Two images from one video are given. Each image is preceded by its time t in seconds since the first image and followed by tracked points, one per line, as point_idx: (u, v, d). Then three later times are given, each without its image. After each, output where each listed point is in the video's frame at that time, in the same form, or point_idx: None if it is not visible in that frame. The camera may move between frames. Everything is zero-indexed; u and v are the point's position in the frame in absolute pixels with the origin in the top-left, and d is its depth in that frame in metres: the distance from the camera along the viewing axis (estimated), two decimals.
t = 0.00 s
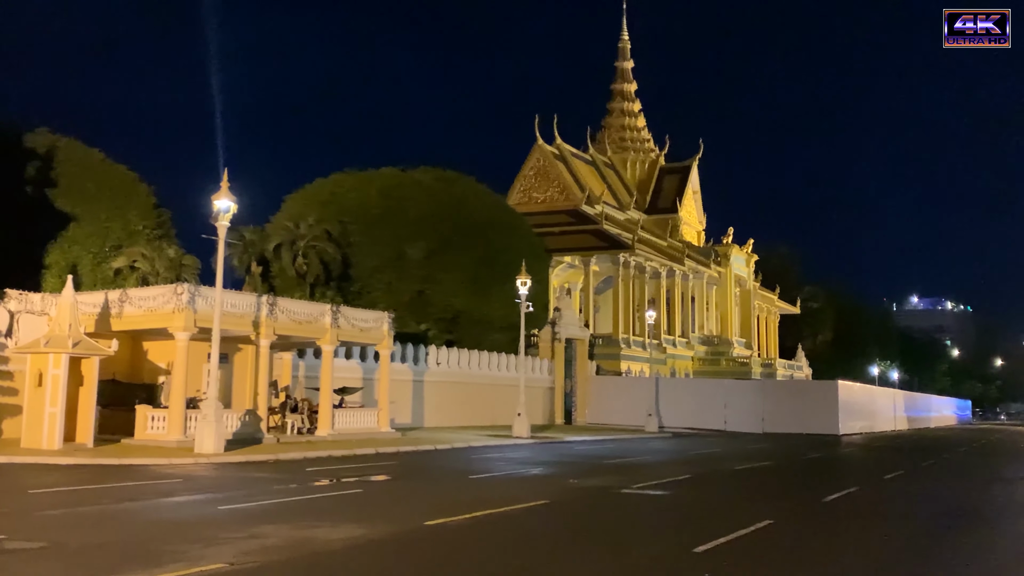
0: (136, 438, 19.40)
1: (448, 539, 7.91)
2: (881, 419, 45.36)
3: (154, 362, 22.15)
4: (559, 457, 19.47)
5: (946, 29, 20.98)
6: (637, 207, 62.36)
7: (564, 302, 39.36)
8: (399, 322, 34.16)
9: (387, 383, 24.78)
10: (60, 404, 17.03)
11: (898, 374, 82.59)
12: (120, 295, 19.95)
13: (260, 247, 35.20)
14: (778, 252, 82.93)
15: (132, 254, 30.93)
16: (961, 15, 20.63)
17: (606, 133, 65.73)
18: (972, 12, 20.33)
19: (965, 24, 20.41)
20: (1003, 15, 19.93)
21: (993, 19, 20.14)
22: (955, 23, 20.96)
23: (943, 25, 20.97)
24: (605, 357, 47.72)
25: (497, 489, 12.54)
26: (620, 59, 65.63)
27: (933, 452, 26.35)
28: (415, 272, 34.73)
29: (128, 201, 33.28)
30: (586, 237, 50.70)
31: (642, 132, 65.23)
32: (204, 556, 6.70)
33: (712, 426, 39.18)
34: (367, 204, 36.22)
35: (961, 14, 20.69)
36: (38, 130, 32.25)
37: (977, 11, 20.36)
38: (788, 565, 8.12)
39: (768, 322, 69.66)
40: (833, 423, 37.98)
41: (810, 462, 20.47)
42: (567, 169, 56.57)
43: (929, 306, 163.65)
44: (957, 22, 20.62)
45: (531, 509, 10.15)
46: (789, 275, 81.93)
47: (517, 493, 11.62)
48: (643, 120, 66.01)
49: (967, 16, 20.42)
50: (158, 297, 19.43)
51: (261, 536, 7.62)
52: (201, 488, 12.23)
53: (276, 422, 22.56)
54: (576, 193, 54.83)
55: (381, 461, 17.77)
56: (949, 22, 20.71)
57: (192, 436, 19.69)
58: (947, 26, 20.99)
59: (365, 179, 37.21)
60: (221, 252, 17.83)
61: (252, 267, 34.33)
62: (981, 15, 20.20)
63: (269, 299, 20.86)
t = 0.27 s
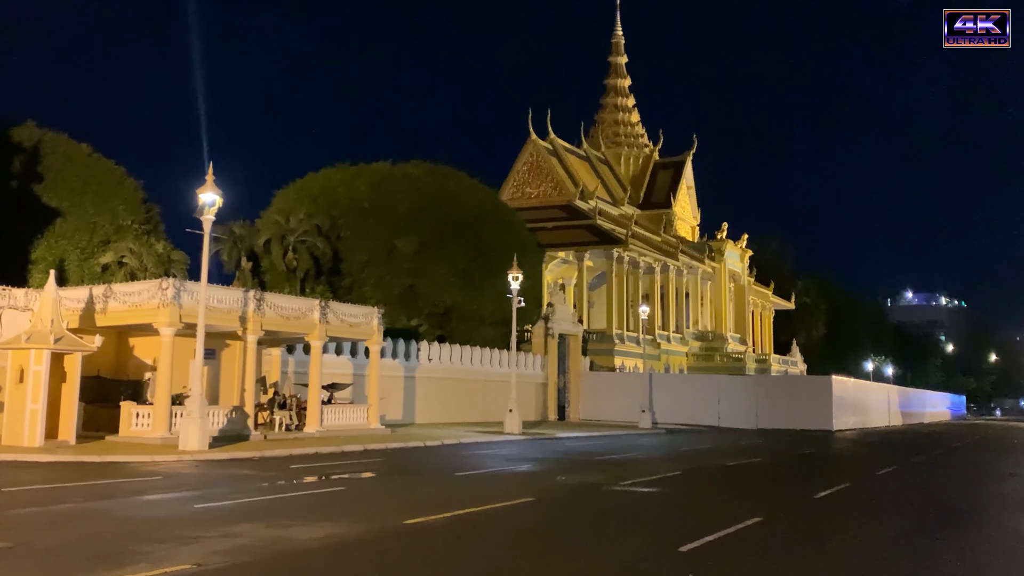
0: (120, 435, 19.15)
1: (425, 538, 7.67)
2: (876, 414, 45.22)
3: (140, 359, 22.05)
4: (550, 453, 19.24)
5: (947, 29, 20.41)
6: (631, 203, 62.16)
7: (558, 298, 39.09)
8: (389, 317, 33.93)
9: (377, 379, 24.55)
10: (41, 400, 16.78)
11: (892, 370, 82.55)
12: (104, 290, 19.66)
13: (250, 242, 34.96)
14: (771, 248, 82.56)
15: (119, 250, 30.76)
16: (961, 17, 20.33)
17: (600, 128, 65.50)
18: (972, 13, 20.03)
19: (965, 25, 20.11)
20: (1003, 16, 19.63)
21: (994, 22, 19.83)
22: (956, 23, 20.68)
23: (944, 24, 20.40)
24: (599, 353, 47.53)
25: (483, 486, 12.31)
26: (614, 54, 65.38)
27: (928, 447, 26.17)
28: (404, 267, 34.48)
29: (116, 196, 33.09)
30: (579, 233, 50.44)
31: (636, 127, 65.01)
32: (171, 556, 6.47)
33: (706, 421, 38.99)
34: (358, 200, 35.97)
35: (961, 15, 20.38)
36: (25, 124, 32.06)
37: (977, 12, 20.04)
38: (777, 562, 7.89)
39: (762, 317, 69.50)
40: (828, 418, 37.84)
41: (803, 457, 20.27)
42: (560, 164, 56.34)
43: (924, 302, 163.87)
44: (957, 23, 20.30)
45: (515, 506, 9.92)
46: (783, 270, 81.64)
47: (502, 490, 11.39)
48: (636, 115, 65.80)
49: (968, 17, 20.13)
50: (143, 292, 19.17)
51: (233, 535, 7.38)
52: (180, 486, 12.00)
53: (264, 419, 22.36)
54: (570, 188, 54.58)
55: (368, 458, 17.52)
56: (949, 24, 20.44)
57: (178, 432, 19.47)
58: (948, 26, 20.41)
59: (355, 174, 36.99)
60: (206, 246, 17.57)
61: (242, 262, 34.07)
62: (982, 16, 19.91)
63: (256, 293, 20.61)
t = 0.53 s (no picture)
0: (108, 428, 19.00)
1: (404, 538, 7.51)
2: (872, 407, 45.12)
3: (130, 351, 21.85)
4: (542, 447, 19.07)
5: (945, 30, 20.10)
6: (627, 195, 61.94)
7: (553, 291, 38.87)
8: (382, 312, 33.84)
9: (369, 372, 24.36)
10: (27, 393, 16.67)
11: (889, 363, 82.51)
12: (92, 282, 19.45)
13: (242, 235, 34.65)
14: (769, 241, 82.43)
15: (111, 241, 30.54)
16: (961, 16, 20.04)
17: (597, 120, 65.24)
18: (972, 12, 19.72)
19: (965, 25, 19.82)
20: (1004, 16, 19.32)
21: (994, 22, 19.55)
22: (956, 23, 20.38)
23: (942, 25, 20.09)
24: (594, 346, 47.37)
25: (471, 481, 12.14)
26: (611, 46, 65.07)
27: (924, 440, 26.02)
28: (398, 261, 34.24)
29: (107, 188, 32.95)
30: (575, 225, 50.19)
31: (633, 119, 64.75)
32: (140, 557, 6.31)
33: (702, 414, 38.85)
34: (352, 192, 35.68)
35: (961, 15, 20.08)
36: (15, 115, 31.85)
37: (978, 12, 19.73)
38: (765, 562, 7.73)
39: (759, 310, 69.36)
40: (824, 412, 37.70)
41: (797, 451, 20.13)
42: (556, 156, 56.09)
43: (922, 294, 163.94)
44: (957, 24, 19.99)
45: (500, 503, 9.75)
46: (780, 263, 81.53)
47: (490, 487, 11.22)
48: (633, 107, 65.53)
49: (968, 17, 19.84)
50: (131, 283, 18.94)
51: (207, 534, 7.23)
52: (162, 481, 11.82)
53: (256, 412, 22.19)
54: (566, 180, 54.34)
55: (359, 452, 17.35)
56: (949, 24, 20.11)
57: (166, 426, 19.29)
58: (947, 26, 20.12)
59: (348, 167, 36.66)
60: (193, 238, 17.35)
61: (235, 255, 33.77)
62: (982, 16, 19.63)
63: (246, 285, 20.40)
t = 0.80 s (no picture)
0: (90, 427, 18.80)
1: (380, 538, 7.33)
2: (862, 405, 45.13)
3: (113, 349, 21.63)
4: (529, 446, 18.92)
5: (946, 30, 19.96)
6: (618, 193, 61.83)
7: (543, 288, 38.73)
8: (371, 307, 33.61)
9: (356, 370, 24.19)
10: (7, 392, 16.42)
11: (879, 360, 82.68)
12: (74, 279, 19.22)
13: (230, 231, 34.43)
14: (760, 238, 82.47)
15: (97, 240, 30.03)
16: (960, 16, 19.97)
17: (588, 118, 65.09)
18: (971, 13, 19.62)
19: (965, 26, 19.69)
20: (1004, 16, 19.23)
21: (994, 23, 19.45)
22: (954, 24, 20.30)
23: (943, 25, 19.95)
24: (584, 344, 47.26)
25: (454, 480, 11.97)
26: (602, 43, 64.91)
27: (914, 438, 25.93)
28: (387, 256, 34.06)
29: (93, 185, 32.72)
30: (565, 222, 50.03)
31: (624, 117, 64.63)
32: (105, 559, 6.13)
33: (692, 412, 38.77)
34: (340, 188, 35.50)
35: (961, 15, 19.93)
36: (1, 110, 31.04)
37: (977, 12, 19.64)
38: (748, 561, 7.58)
39: (750, 307, 69.35)
40: (814, 409, 37.65)
41: (787, 449, 20.02)
42: (547, 154, 55.93)
43: (912, 292, 164.54)
44: (956, 24, 19.85)
45: (483, 502, 9.58)
46: (771, 261, 81.61)
47: (472, 485, 11.04)
48: (624, 105, 65.40)
49: (967, 17, 19.70)
50: (113, 281, 18.71)
51: (177, 535, 7.05)
52: (139, 480, 11.63)
53: (241, 412, 22.18)
54: (557, 177, 54.16)
55: (344, 451, 17.16)
56: (949, 24, 20.02)
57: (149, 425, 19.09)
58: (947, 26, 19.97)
59: (337, 163, 36.51)
60: (176, 234, 17.15)
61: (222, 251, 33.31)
62: (982, 16, 19.54)
63: (230, 283, 20.22)
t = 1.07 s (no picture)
0: (69, 433, 18.51)
1: (351, 549, 7.10)
2: (852, 409, 45.01)
3: (93, 354, 21.36)
4: (516, 451, 18.65)
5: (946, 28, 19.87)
6: (607, 196, 61.66)
7: (532, 292, 38.48)
8: (359, 313, 33.27)
9: (341, 375, 23.94)
10: None
11: (869, 364, 82.76)
12: (52, 282, 18.93)
13: (215, 236, 33.99)
14: (750, 243, 82.55)
15: (79, 243, 29.82)
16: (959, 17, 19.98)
17: (577, 121, 64.93)
18: (971, 13, 19.62)
19: (965, 25, 19.58)
20: (1004, 16, 19.22)
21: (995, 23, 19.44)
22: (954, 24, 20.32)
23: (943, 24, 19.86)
24: (573, 348, 47.06)
25: (435, 486, 11.74)
26: (591, 46, 64.77)
27: (903, 442, 25.80)
28: (375, 261, 33.84)
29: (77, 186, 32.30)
30: (554, 226, 49.83)
31: (614, 120, 64.49)
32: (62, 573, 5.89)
33: (680, 417, 38.65)
34: (328, 192, 35.07)
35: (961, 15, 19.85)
36: None
37: (977, 12, 19.63)
38: (733, 570, 7.33)
39: (739, 311, 69.28)
40: (804, 413, 37.50)
41: (776, 454, 19.86)
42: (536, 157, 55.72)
43: (901, 296, 164.95)
44: (956, 23, 19.76)
45: (462, 510, 9.36)
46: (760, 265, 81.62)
47: (454, 493, 10.77)
48: (614, 108, 65.26)
49: (968, 16, 19.59)
50: (92, 284, 18.43)
51: (143, 546, 6.83)
52: (112, 487, 11.36)
53: (224, 416, 21.82)
54: (546, 181, 53.94)
55: (325, 457, 16.91)
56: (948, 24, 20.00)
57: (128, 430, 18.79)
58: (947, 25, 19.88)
59: (325, 167, 36.09)
60: (155, 236, 16.91)
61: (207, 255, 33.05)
62: (982, 17, 19.54)
63: (212, 286, 19.97)
